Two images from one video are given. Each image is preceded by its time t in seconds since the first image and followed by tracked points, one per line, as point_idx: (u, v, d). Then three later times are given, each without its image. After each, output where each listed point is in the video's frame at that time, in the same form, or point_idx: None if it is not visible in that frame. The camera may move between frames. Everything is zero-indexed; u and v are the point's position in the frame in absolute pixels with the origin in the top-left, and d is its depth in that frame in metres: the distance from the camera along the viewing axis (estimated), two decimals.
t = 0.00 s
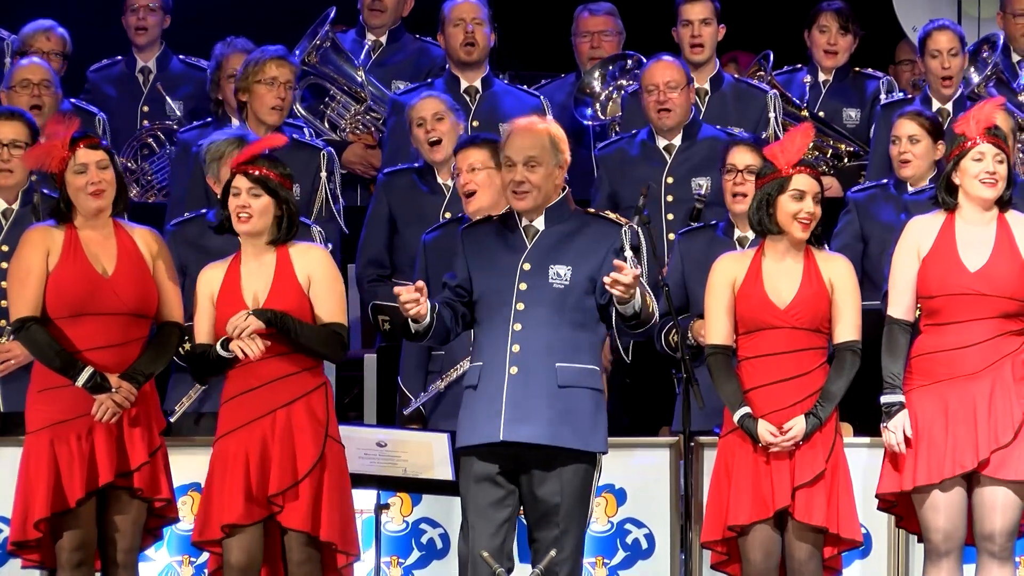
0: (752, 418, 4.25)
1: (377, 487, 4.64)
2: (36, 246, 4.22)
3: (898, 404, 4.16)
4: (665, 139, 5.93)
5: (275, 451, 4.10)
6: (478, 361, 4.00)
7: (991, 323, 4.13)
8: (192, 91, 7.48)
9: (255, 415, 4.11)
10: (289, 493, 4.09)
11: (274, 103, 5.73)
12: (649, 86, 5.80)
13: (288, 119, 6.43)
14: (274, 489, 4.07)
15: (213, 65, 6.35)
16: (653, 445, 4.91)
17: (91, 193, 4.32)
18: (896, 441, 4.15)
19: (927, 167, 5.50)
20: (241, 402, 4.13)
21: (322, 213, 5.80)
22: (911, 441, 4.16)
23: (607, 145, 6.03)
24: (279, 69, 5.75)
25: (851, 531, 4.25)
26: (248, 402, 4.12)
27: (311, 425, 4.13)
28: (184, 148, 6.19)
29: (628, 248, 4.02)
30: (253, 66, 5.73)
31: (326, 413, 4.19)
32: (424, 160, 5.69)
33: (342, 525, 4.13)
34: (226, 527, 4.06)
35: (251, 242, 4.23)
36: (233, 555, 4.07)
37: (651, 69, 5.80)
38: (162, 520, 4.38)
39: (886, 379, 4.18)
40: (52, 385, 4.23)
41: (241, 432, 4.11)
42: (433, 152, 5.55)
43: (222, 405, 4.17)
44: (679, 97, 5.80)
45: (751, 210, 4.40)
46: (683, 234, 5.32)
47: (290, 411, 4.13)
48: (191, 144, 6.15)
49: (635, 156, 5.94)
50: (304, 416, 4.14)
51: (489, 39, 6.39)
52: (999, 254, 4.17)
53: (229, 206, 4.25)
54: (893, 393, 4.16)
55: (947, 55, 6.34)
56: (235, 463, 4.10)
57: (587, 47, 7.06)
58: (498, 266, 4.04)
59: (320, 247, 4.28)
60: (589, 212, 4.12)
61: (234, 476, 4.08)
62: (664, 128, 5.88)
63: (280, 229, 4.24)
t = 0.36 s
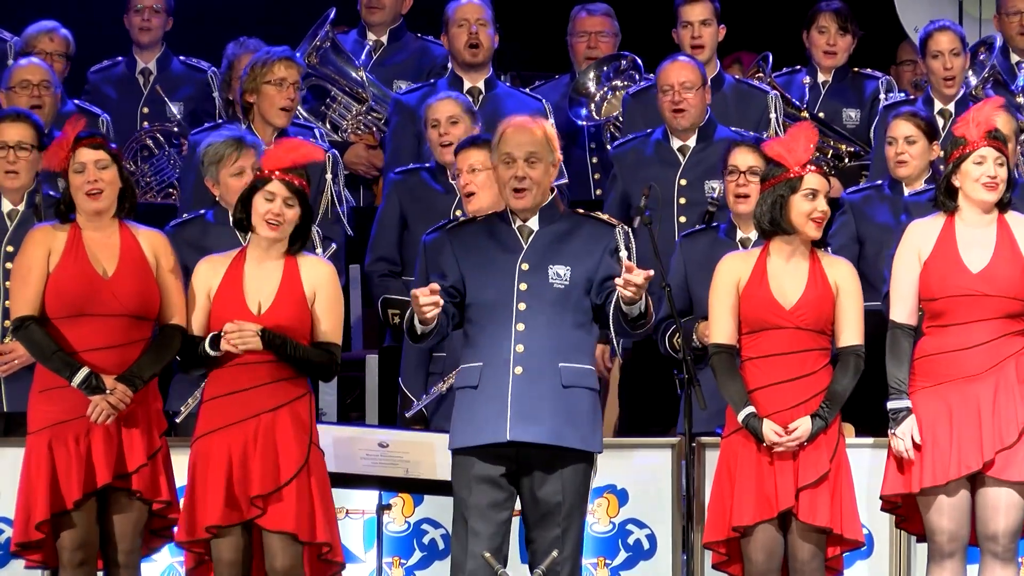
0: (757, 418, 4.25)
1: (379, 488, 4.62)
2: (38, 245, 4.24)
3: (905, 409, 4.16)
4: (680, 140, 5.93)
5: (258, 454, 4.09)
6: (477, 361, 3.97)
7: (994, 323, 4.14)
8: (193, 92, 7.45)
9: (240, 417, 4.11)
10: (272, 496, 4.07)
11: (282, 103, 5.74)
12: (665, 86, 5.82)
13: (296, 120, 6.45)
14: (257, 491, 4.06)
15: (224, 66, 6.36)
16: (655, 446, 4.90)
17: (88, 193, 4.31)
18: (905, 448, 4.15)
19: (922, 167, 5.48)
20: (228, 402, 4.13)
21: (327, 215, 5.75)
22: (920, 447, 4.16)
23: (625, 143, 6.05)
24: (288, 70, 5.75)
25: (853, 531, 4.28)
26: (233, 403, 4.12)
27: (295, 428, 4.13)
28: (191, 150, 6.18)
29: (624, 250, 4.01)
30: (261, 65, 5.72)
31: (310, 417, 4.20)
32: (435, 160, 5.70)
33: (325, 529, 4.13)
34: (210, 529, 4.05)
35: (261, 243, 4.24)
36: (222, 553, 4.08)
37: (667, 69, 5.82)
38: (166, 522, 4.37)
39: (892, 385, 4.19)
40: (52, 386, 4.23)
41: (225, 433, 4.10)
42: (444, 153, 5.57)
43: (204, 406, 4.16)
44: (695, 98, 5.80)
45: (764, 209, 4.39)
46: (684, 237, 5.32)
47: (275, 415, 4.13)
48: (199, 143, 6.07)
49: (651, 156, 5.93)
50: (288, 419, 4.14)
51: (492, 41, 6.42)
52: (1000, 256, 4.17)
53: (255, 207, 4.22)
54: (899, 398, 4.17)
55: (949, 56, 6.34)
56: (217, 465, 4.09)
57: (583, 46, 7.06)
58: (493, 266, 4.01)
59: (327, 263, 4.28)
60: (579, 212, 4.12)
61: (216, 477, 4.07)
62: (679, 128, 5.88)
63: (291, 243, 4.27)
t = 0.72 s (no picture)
0: (762, 418, 4.25)
1: (381, 488, 4.62)
2: (39, 243, 4.27)
3: (905, 412, 4.15)
4: (683, 142, 5.94)
5: (258, 453, 4.10)
6: (462, 361, 3.98)
7: (996, 322, 4.13)
8: (197, 93, 7.50)
9: (240, 416, 4.12)
10: (272, 495, 4.08)
11: (288, 102, 5.76)
12: (672, 89, 5.79)
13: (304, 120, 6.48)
14: (257, 490, 4.07)
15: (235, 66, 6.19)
16: (657, 445, 4.90)
17: (96, 191, 4.33)
18: (905, 450, 4.14)
19: (922, 166, 5.47)
20: (227, 401, 4.14)
21: (333, 216, 5.78)
22: (919, 450, 4.15)
23: (628, 142, 6.06)
24: (289, 67, 5.75)
25: (859, 532, 4.25)
26: (232, 403, 4.13)
27: (297, 427, 4.13)
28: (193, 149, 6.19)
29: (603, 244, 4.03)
30: (261, 65, 5.74)
31: (312, 416, 4.20)
32: (445, 159, 5.68)
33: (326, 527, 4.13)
34: (211, 527, 4.08)
35: (268, 239, 4.24)
36: (222, 551, 4.11)
37: (674, 70, 5.79)
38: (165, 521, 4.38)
39: (892, 388, 4.19)
40: (49, 385, 4.25)
41: (225, 432, 4.12)
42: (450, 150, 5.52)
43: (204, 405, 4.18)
44: (702, 99, 5.79)
45: (777, 207, 4.38)
46: (685, 238, 5.31)
47: (276, 413, 4.13)
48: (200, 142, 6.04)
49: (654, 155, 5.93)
50: (290, 418, 4.14)
51: (497, 41, 6.44)
52: (997, 254, 4.16)
53: (272, 202, 4.20)
54: (899, 401, 4.16)
55: (953, 55, 6.33)
56: (219, 463, 4.11)
57: (579, 45, 7.09)
58: (474, 266, 4.02)
59: (329, 259, 4.30)
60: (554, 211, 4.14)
61: (217, 476, 4.09)
62: (684, 129, 5.87)
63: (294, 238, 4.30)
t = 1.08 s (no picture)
0: (766, 418, 4.25)
1: (381, 488, 4.63)
2: (40, 243, 4.28)
3: (905, 414, 4.14)
4: (667, 139, 5.94)
5: (272, 453, 4.10)
6: (446, 362, 3.98)
7: (996, 322, 4.13)
8: (201, 95, 7.54)
9: (251, 417, 4.11)
10: (286, 496, 4.09)
11: (277, 101, 5.77)
12: (655, 86, 5.81)
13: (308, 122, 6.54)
14: (271, 492, 4.07)
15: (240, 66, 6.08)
16: (657, 446, 4.90)
17: (105, 192, 4.35)
18: (905, 451, 4.14)
19: (922, 167, 5.48)
20: (235, 403, 4.13)
21: (336, 219, 5.77)
22: (919, 451, 4.15)
23: (609, 138, 6.06)
24: (278, 66, 5.77)
25: (863, 532, 4.25)
26: (241, 404, 4.12)
27: (308, 428, 4.15)
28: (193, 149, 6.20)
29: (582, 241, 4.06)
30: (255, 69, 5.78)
31: (320, 417, 4.22)
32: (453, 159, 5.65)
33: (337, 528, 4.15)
34: (226, 529, 4.07)
35: (271, 239, 4.22)
36: (231, 552, 4.10)
37: (656, 68, 5.81)
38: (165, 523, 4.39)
39: (893, 391, 4.18)
40: (49, 385, 4.26)
41: (236, 433, 4.11)
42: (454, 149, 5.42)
43: (209, 408, 4.16)
44: (684, 98, 5.80)
45: (779, 207, 4.38)
46: (686, 241, 5.31)
47: (288, 414, 4.14)
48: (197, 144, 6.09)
49: (635, 153, 5.94)
50: (301, 419, 4.16)
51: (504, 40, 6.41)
52: (994, 253, 4.16)
53: (275, 200, 4.19)
54: (900, 404, 4.16)
55: (956, 56, 6.33)
56: (231, 464, 4.09)
57: (573, 46, 7.10)
58: (454, 268, 4.03)
59: (332, 258, 4.31)
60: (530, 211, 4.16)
61: (231, 476, 4.08)
62: (666, 128, 5.89)
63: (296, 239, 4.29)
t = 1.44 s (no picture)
0: (763, 419, 4.25)
1: (381, 489, 4.64)
2: (41, 244, 4.28)
3: (905, 417, 4.15)
4: (648, 140, 5.96)
5: (277, 454, 4.10)
6: (441, 366, 3.96)
7: (996, 323, 4.12)
8: (202, 95, 7.55)
9: (257, 417, 4.12)
10: (290, 497, 4.08)
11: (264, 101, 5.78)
12: (638, 86, 5.84)
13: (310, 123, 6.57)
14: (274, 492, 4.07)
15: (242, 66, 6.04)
16: (657, 447, 4.91)
17: (107, 195, 4.35)
18: (905, 455, 4.14)
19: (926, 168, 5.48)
20: (240, 403, 4.13)
21: (339, 220, 5.77)
22: (920, 454, 4.14)
23: (588, 142, 6.06)
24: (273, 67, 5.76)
25: (861, 534, 4.25)
26: (245, 405, 4.12)
27: (314, 429, 4.14)
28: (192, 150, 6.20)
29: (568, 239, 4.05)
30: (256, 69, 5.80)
31: (327, 419, 4.21)
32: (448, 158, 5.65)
33: (340, 530, 4.13)
34: (227, 528, 4.07)
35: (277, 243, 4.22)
36: (235, 553, 4.10)
37: (638, 69, 5.85)
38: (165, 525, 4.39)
39: (892, 393, 4.18)
40: (51, 385, 4.26)
41: (241, 433, 4.11)
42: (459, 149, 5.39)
43: (217, 406, 4.17)
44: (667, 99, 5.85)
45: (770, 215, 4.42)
46: (685, 242, 5.30)
47: (293, 415, 4.14)
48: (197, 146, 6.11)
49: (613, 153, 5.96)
50: (307, 420, 4.15)
51: (513, 42, 6.40)
52: (996, 253, 4.16)
53: (284, 210, 4.16)
54: (900, 407, 4.16)
55: (958, 56, 6.32)
56: (235, 464, 4.10)
57: (571, 46, 7.10)
58: (442, 270, 4.00)
59: (341, 259, 4.31)
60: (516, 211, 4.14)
61: (235, 476, 4.09)
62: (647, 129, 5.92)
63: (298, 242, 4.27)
